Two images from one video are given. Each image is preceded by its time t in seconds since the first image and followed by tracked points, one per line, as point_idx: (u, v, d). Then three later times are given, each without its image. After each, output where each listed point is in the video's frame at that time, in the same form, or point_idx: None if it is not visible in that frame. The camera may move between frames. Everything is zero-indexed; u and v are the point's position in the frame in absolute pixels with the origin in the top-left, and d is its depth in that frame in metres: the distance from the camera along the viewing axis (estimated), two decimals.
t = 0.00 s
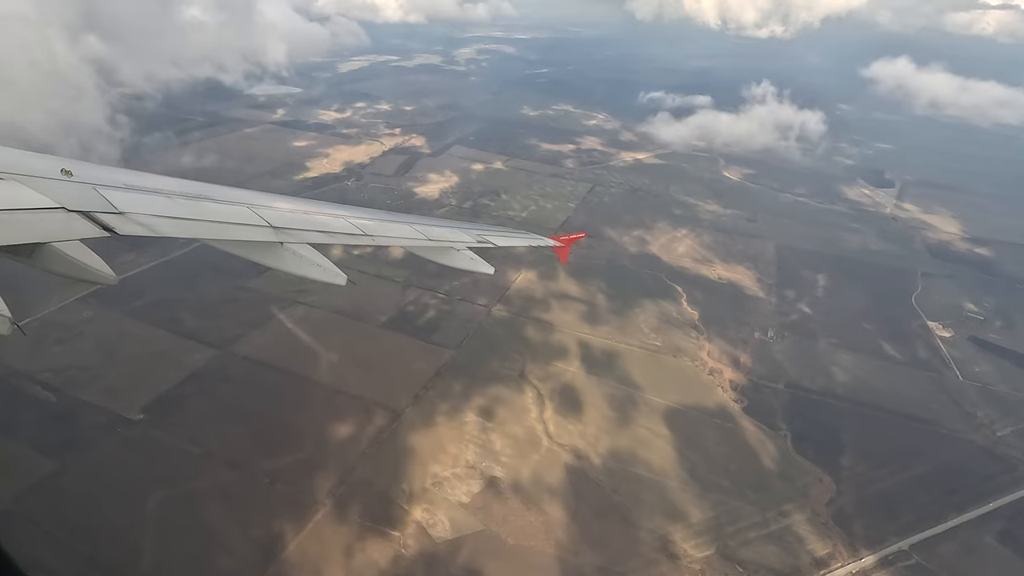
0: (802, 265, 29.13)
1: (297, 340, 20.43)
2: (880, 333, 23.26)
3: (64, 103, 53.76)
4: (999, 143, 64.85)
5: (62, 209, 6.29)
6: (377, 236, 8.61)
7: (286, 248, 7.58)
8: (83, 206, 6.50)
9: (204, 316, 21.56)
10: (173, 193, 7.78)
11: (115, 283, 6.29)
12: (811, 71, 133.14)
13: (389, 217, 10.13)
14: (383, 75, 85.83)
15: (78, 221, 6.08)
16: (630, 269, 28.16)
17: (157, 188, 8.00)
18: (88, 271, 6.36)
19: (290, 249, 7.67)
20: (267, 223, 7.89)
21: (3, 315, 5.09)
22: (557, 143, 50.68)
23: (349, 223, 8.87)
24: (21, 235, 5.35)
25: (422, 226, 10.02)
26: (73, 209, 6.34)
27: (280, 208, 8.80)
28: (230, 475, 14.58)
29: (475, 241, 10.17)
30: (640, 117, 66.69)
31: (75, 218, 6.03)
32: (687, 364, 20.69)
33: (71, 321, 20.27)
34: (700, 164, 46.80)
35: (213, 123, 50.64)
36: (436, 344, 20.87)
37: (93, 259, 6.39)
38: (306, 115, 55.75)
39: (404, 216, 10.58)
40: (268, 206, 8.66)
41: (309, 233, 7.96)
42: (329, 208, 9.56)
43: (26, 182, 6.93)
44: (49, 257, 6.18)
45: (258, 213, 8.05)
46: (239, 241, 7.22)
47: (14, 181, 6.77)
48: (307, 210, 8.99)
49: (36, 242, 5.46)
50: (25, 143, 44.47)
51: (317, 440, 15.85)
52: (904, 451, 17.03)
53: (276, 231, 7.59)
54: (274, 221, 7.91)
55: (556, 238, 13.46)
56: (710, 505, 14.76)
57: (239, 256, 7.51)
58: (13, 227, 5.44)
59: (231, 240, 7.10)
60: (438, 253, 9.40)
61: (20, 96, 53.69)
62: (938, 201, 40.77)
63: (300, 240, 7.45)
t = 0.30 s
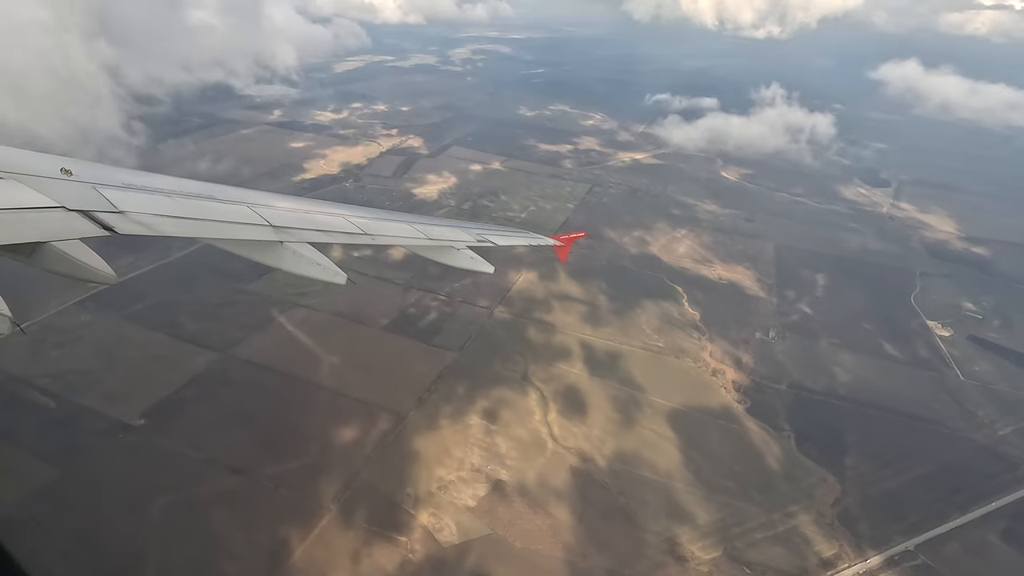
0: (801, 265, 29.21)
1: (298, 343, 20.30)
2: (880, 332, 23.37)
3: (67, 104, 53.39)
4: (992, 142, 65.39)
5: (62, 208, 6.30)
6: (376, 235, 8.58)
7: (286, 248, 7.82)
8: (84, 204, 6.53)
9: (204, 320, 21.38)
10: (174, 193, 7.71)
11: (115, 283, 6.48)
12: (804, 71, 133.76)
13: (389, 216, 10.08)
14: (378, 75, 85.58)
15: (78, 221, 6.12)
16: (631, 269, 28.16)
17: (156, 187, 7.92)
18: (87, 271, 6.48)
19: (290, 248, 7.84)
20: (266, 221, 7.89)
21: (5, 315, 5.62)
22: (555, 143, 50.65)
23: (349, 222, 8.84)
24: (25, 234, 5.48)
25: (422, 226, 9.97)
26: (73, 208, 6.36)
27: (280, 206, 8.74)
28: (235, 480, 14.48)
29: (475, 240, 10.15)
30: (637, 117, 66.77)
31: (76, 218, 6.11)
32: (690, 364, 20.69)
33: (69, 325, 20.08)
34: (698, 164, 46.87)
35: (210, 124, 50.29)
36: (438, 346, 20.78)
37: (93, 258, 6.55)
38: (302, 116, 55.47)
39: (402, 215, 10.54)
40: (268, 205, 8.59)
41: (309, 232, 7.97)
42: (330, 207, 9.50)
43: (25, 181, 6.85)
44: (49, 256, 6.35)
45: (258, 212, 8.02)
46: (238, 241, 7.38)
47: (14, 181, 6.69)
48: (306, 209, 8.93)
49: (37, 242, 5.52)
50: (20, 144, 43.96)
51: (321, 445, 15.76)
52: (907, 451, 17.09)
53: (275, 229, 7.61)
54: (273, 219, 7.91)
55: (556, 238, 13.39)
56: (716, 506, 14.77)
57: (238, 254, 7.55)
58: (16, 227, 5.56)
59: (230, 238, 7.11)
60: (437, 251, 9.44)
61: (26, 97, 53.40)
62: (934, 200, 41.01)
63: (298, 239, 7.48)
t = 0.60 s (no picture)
0: (801, 265, 29.31)
1: (300, 346, 20.17)
2: (880, 332, 23.48)
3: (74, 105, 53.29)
4: (986, 141, 65.90)
5: (62, 207, 6.14)
6: (377, 235, 8.45)
7: (286, 247, 7.63)
8: (83, 203, 6.36)
9: (204, 323, 21.21)
10: (176, 194, 7.58)
11: (117, 282, 6.41)
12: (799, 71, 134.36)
13: (389, 215, 9.95)
14: (374, 75, 85.34)
15: (78, 220, 5.95)
16: (631, 270, 28.18)
17: (157, 187, 7.78)
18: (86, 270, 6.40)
19: (289, 247, 7.63)
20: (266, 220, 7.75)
21: (4, 314, 5.46)
22: (552, 143, 50.69)
23: (348, 220, 8.72)
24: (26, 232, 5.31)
25: (421, 224, 9.85)
26: (72, 208, 6.18)
27: (281, 205, 8.61)
28: (239, 485, 14.39)
29: (474, 239, 10.01)
30: (634, 116, 66.89)
31: (76, 217, 5.94)
32: (692, 365, 20.72)
33: (68, 330, 19.91)
34: (695, 164, 46.96)
35: (207, 125, 50.04)
36: (441, 349, 20.70)
37: (94, 258, 6.48)
38: (298, 116, 55.27)
39: (401, 213, 10.40)
40: (269, 203, 8.47)
41: (310, 231, 7.85)
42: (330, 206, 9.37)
43: (25, 181, 6.71)
44: (50, 255, 6.22)
45: (259, 211, 7.88)
46: (237, 241, 7.18)
47: (14, 180, 6.55)
48: (306, 208, 8.79)
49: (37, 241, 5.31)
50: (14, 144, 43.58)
51: (326, 449, 15.65)
52: (911, 450, 17.17)
53: (276, 228, 7.48)
54: (274, 218, 7.78)
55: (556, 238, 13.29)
56: (722, 507, 14.77)
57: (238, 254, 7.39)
58: (16, 225, 5.37)
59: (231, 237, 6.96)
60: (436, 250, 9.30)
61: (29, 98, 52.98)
62: (930, 199, 41.26)
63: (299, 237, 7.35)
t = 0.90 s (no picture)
0: (801, 264, 29.40)
1: (301, 349, 20.05)
2: (880, 330, 23.58)
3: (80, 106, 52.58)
4: (981, 140, 66.33)
5: (63, 207, 6.04)
6: (378, 234, 8.35)
7: (286, 247, 7.49)
8: (83, 203, 6.27)
9: (204, 326, 21.04)
10: (178, 194, 7.50)
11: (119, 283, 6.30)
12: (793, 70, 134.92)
13: (387, 214, 9.85)
14: (370, 75, 85.07)
15: (79, 219, 5.85)
16: (632, 269, 28.19)
17: (158, 187, 7.69)
18: (88, 271, 6.28)
19: (289, 246, 7.50)
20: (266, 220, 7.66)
21: (5, 314, 5.58)
22: (550, 143, 50.67)
23: (348, 220, 8.60)
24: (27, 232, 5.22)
25: (419, 224, 9.75)
26: (72, 208, 6.07)
27: (280, 205, 8.50)
28: (242, 490, 14.28)
29: (473, 238, 9.90)
30: (631, 116, 66.97)
31: (76, 216, 5.85)
32: (695, 365, 20.73)
33: (66, 334, 19.72)
34: (693, 164, 47.04)
35: (203, 126, 49.66)
36: (443, 351, 20.62)
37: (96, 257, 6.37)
38: (295, 116, 55.03)
39: (400, 213, 10.30)
40: (269, 203, 8.38)
41: (310, 231, 7.75)
42: (330, 206, 9.26)
43: (24, 180, 6.60)
44: (51, 255, 6.10)
45: (259, 211, 7.79)
46: (236, 241, 7.06)
47: (13, 179, 6.45)
48: (306, 208, 8.70)
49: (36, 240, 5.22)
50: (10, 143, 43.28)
51: (330, 452, 15.56)
52: (914, 449, 17.24)
53: (276, 229, 7.40)
54: (273, 218, 7.68)
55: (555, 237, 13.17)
56: (729, 508, 14.77)
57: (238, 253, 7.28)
58: (15, 224, 5.28)
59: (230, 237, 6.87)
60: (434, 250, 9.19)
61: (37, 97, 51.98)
62: (926, 198, 41.51)
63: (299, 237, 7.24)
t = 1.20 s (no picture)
0: (800, 263, 29.50)
1: (303, 351, 19.93)
2: (881, 329, 23.69)
3: (93, 110, 53.13)
4: (976, 138, 66.79)
5: (63, 207, 5.93)
6: (378, 234, 8.27)
7: (285, 247, 7.39)
8: (83, 203, 6.16)
9: (205, 329, 20.89)
10: (177, 193, 7.40)
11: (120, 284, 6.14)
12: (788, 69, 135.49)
13: (388, 214, 9.77)
14: (367, 75, 84.88)
15: (79, 220, 5.75)
16: (633, 269, 28.20)
17: (158, 187, 7.58)
18: (88, 272, 6.10)
19: (289, 246, 7.40)
20: (267, 220, 7.56)
21: (4, 313, 5.07)
22: (548, 142, 50.65)
23: (349, 221, 8.51)
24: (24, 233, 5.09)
25: (419, 223, 9.67)
26: (72, 208, 5.97)
27: (281, 205, 8.41)
28: (247, 494, 14.18)
29: (474, 238, 9.84)
30: (628, 115, 67.06)
31: (76, 217, 5.73)
32: (697, 365, 20.76)
33: (64, 338, 19.51)
34: (691, 163, 47.15)
35: (199, 127, 49.20)
36: (446, 352, 20.55)
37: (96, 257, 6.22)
38: (291, 116, 54.79)
39: (400, 212, 10.21)
40: (271, 203, 8.28)
41: (310, 232, 7.63)
42: (331, 206, 9.17)
43: (23, 180, 6.49)
44: (51, 255, 5.94)
45: (259, 211, 7.70)
46: (235, 241, 6.95)
47: (13, 179, 6.34)
48: (306, 208, 8.60)
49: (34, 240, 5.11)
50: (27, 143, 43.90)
51: (335, 456, 15.48)
52: (917, 448, 17.32)
53: (276, 228, 7.30)
54: (274, 219, 7.59)
55: (556, 237, 13.09)
56: (735, 509, 14.79)
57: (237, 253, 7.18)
58: (13, 224, 5.15)
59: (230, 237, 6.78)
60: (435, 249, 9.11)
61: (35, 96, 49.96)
62: (923, 196, 41.77)
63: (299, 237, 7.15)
